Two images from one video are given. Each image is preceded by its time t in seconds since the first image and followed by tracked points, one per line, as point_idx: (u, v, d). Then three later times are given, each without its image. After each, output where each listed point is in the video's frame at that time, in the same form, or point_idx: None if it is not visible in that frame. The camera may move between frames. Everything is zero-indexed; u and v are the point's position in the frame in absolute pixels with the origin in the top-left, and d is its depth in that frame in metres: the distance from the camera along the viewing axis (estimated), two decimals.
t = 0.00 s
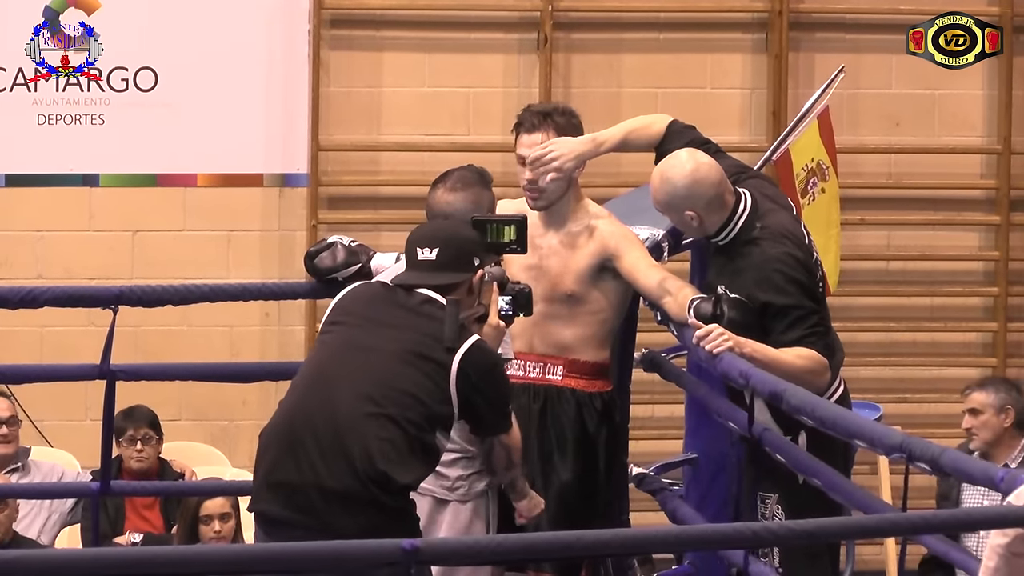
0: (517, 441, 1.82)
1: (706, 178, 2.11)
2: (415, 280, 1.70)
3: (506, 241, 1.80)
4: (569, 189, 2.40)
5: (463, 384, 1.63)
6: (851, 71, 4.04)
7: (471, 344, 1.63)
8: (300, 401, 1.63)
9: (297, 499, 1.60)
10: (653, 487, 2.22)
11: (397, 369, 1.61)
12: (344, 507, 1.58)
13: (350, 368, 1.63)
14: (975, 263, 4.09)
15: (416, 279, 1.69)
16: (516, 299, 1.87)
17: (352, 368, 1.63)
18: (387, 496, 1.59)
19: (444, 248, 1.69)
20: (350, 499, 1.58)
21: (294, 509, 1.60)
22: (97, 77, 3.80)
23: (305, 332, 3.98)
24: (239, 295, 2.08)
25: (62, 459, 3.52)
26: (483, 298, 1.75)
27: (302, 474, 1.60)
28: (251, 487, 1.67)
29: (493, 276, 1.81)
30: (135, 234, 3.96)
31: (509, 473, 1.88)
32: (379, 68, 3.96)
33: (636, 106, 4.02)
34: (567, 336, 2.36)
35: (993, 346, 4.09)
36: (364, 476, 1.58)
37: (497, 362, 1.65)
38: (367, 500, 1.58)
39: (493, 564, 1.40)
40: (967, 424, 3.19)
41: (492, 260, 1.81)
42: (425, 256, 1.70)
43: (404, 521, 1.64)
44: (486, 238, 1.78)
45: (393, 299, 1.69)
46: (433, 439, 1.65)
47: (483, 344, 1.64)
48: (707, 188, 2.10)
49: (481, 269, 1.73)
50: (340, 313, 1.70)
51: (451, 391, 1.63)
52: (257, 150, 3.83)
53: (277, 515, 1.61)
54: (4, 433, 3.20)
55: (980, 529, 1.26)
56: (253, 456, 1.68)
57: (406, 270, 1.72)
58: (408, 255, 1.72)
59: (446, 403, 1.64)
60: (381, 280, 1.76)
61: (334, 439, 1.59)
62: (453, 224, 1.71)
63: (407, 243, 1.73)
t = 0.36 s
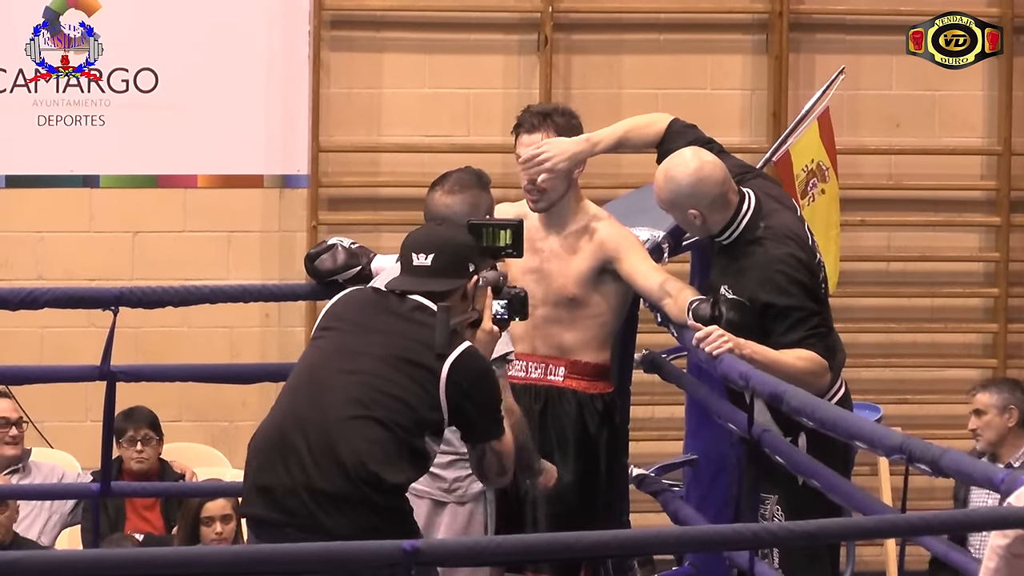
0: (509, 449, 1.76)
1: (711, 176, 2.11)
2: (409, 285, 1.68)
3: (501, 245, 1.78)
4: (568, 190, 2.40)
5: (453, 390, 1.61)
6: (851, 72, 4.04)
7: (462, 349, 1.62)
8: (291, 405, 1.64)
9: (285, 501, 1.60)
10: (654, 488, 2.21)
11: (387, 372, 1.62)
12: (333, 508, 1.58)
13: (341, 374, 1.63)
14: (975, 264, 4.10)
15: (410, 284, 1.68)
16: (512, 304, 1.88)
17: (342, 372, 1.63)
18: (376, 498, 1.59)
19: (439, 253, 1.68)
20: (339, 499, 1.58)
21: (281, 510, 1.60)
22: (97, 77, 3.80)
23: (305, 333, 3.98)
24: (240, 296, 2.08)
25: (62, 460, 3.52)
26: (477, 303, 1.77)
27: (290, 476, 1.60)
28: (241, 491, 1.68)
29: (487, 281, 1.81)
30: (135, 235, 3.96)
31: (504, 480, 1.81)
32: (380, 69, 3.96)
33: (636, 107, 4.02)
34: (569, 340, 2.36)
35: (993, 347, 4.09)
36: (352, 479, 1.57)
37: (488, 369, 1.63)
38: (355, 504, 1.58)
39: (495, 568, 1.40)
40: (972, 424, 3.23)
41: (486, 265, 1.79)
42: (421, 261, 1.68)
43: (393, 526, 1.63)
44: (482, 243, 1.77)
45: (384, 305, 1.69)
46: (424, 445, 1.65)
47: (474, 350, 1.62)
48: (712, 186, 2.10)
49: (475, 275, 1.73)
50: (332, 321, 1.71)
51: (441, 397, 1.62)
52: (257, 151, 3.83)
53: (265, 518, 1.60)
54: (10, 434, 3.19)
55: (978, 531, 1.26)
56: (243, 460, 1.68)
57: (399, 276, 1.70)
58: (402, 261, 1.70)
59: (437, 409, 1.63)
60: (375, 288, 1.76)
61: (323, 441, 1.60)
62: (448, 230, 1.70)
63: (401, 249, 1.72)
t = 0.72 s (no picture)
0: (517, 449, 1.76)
1: (708, 175, 2.12)
2: (418, 289, 1.68)
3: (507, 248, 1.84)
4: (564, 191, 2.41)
5: (463, 392, 1.62)
6: (850, 73, 4.04)
7: (472, 353, 1.62)
8: (300, 405, 1.64)
9: (295, 499, 1.60)
10: (653, 488, 2.22)
11: (397, 373, 1.62)
12: (344, 507, 1.59)
13: (350, 374, 1.63)
14: (974, 265, 4.10)
15: (420, 287, 1.68)
16: (517, 305, 1.92)
17: (352, 372, 1.63)
18: (388, 497, 1.59)
19: (450, 257, 1.67)
20: (351, 498, 1.58)
21: (292, 509, 1.60)
22: (96, 77, 3.78)
23: (303, 334, 3.98)
24: (238, 296, 2.08)
25: (61, 461, 3.53)
26: (484, 305, 1.75)
27: (301, 475, 1.61)
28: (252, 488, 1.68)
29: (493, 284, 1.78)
30: (134, 236, 3.96)
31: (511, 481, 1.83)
32: (378, 70, 3.96)
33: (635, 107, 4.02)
34: (568, 341, 2.36)
35: (992, 348, 4.09)
36: (363, 479, 1.58)
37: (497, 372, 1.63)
38: (366, 504, 1.59)
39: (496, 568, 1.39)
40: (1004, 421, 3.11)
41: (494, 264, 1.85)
42: (430, 264, 1.68)
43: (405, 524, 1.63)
44: (487, 245, 1.82)
45: (393, 306, 1.68)
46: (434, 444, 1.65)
47: (484, 353, 1.62)
48: (709, 185, 2.12)
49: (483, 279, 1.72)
50: (341, 321, 1.71)
51: (452, 399, 1.62)
52: (255, 152, 3.83)
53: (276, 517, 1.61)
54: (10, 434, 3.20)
55: (978, 530, 1.26)
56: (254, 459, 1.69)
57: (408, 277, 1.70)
58: (413, 269, 1.70)
59: (447, 411, 1.63)
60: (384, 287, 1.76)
61: (334, 440, 1.60)
62: (458, 233, 1.70)
63: (410, 249, 1.71)
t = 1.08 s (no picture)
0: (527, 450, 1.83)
1: (694, 179, 2.14)
2: (427, 290, 1.69)
3: (513, 251, 2.03)
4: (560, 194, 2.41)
5: (473, 394, 1.62)
6: (847, 73, 4.05)
7: (482, 354, 1.62)
8: (310, 404, 1.65)
9: (305, 499, 1.60)
10: (650, 489, 2.24)
11: (407, 373, 1.62)
12: (354, 507, 1.58)
13: (361, 374, 1.64)
14: (971, 265, 4.10)
15: (430, 288, 1.68)
16: (523, 309, 2.02)
17: (363, 372, 1.64)
18: (398, 497, 1.59)
19: (459, 257, 1.68)
20: (361, 498, 1.58)
21: (302, 508, 1.60)
22: (95, 77, 3.79)
23: (300, 334, 3.98)
24: (235, 296, 2.08)
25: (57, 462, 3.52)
26: (492, 309, 1.82)
27: (311, 475, 1.61)
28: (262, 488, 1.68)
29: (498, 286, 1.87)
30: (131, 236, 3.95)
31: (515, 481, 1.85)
32: (375, 70, 3.96)
33: (631, 107, 4.03)
34: (565, 338, 2.36)
35: (989, 348, 4.09)
36: (373, 478, 1.58)
37: (506, 373, 1.63)
38: (376, 503, 1.58)
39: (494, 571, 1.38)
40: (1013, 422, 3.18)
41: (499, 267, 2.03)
42: (440, 265, 1.69)
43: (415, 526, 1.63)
44: (494, 247, 2.02)
45: (402, 307, 1.69)
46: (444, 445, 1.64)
47: (493, 354, 1.63)
48: (695, 189, 2.13)
49: (491, 280, 1.74)
50: (350, 322, 1.71)
51: (461, 400, 1.62)
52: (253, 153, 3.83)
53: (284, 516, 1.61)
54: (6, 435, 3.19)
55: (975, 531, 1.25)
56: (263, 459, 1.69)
57: (416, 279, 1.71)
58: (425, 274, 1.70)
59: (457, 411, 1.63)
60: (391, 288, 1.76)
61: (344, 439, 1.60)
62: (468, 235, 1.71)
63: (418, 249, 1.72)
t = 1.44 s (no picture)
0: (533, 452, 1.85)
1: (692, 184, 2.13)
2: (433, 290, 1.72)
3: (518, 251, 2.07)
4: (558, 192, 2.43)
5: (480, 395, 1.63)
6: (846, 75, 4.05)
7: (489, 355, 1.63)
8: (315, 405, 1.64)
9: (311, 499, 1.58)
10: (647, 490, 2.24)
11: (415, 373, 1.63)
12: (362, 506, 1.57)
13: (368, 374, 1.64)
14: (969, 266, 4.10)
15: (436, 290, 1.72)
16: (527, 308, 2.09)
17: (367, 373, 1.64)
18: (405, 497, 1.58)
19: (465, 258, 1.74)
20: (369, 498, 1.57)
21: (308, 508, 1.58)
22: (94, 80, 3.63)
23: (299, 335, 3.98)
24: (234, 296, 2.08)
25: (56, 462, 3.52)
26: (498, 308, 1.90)
27: (318, 475, 1.59)
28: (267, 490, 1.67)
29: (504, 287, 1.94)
30: (130, 237, 3.95)
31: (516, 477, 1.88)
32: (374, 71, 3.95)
33: (630, 108, 4.03)
34: (562, 338, 2.35)
35: (987, 349, 4.10)
36: (380, 477, 1.57)
37: (513, 373, 1.65)
38: (384, 503, 1.57)
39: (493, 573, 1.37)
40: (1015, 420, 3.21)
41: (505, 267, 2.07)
42: (444, 266, 1.74)
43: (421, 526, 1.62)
44: (499, 247, 2.05)
45: (409, 309, 1.71)
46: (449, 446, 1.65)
47: (499, 355, 1.64)
48: (693, 194, 2.13)
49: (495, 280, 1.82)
50: (352, 327, 1.72)
51: (468, 400, 1.64)
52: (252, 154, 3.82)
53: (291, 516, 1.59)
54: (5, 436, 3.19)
55: (974, 533, 1.25)
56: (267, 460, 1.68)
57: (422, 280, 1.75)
58: (432, 275, 1.74)
59: (463, 412, 1.64)
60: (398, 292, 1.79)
61: (351, 439, 1.59)
62: (474, 238, 1.77)
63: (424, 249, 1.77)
